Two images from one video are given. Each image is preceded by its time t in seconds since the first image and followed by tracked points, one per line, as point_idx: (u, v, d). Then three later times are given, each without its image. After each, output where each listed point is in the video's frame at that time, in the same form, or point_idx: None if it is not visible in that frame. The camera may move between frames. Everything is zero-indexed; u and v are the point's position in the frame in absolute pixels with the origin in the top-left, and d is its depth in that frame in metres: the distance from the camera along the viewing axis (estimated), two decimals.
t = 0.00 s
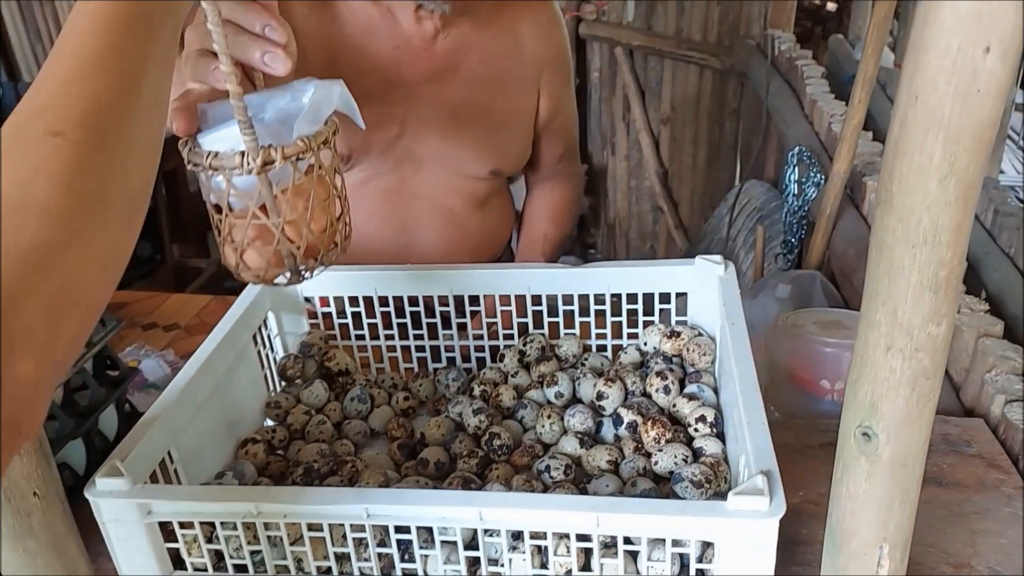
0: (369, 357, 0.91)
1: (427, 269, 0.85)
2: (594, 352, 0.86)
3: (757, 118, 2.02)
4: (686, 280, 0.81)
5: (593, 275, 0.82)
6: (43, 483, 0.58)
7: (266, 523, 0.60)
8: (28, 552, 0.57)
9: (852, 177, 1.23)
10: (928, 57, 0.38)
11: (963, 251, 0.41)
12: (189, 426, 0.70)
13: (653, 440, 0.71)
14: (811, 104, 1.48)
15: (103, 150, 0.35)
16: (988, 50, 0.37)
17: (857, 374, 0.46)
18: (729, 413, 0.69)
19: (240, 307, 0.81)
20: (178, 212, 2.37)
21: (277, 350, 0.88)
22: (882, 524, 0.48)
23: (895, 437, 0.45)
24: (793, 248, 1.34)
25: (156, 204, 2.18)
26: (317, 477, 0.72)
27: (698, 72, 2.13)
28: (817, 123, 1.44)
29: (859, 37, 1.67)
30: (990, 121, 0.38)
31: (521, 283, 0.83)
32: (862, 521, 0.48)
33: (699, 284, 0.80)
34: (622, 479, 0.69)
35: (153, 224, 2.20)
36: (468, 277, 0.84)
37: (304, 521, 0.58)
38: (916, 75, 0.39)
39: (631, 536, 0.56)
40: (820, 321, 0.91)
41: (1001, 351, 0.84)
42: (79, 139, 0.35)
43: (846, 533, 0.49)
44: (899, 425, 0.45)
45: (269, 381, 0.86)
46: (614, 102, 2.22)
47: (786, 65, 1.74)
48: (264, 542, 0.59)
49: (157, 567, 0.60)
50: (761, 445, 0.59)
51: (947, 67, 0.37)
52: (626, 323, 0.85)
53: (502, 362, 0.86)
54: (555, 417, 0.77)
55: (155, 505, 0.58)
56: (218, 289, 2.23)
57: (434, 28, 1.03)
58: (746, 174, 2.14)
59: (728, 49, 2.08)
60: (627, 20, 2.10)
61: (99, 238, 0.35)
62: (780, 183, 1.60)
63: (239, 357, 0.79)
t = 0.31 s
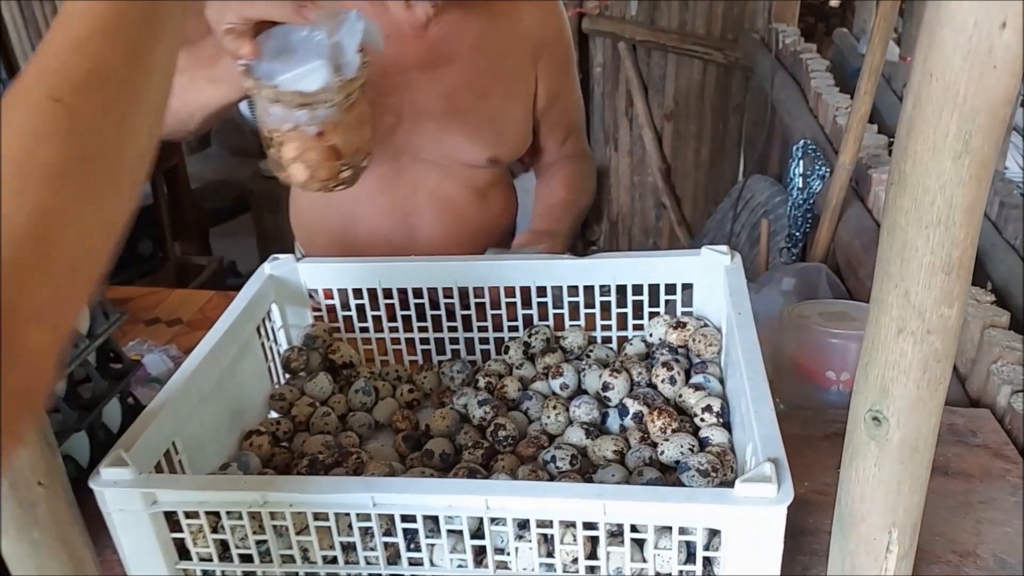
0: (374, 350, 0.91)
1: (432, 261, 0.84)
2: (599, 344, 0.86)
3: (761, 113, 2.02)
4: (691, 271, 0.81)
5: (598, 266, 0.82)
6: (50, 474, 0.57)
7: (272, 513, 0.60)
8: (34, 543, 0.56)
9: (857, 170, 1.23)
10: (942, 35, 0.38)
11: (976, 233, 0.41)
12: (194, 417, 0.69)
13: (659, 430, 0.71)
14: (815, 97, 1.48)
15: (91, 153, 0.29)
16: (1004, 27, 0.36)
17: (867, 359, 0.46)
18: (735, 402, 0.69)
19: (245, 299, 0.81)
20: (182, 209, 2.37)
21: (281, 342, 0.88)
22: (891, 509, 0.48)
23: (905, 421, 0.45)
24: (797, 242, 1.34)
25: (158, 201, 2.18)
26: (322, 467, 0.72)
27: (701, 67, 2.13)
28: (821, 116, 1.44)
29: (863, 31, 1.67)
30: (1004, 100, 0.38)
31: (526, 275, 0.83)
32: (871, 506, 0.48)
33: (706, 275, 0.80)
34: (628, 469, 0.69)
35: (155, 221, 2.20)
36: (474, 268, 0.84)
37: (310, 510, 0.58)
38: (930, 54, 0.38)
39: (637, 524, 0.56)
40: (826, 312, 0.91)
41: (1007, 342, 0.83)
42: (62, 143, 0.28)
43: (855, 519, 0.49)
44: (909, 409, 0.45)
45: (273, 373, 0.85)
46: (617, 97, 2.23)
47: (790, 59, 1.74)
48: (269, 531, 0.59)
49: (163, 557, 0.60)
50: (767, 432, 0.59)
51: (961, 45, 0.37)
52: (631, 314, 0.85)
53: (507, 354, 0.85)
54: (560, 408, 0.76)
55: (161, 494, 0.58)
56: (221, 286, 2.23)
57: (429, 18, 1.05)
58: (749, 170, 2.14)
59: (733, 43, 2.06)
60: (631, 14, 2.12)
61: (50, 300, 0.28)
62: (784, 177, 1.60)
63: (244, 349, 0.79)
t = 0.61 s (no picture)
0: (375, 346, 0.92)
1: (433, 258, 0.86)
2: (597, 340, 0.87)
3: (760, 109, 2.03)
4: (687, 267, 0.82)
5: (597, 263, 0.84)
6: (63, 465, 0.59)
7: (279, 504, 0.61)
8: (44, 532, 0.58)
9: (854, 166, 1.24)
10: (922, 41, 0.39)
11: (958, 231, 0.43)
12: (201, 411, 0.71)
13: (655, 423, 0.72)
14: (813, 94, 1.50)
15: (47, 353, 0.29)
16: (982, 34, 0.38)
17: (855, 353, 0.47)
18: (730, 396, 0.70)
19: (249, 296, 0.82)
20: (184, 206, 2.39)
21: (285, 338, 0.90)
22: (878, 499, 0.49)
23: (891, 413, 0.46)
24: (795, 238, 1.35)
25: (160, 199, 2.19)
26: (326, 461, 0.73)
27: (700, 63, 2.14)
28: (819, 113, 1.45)
29: (860, 27, 1.68)
30: (983, 104, 0.40)
31: (525, 271, 0.85)
32: (859, 497, 0.49)
33: (702, 271, 0.81)
34: (625, 462, 0.71)
35: (157, 218, 2.21)
36: (475, 265, 0.85)
37: (315, 501, 0.59)
38: (911, 60, 0.40)
39: (634, 514, 0.57)
40: (820, 308, 0.92)
41: (1000, 337, 0.85)
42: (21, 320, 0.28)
43: (844, 510, 0.50)
44: (895, 403, 0.46)
45: (278, 369, 0.87)
46: (618, 95, 2.23)
47: (788, 55, 1.75)
48: (275, 522, 0.60)
49: (172, 547, 0.62)
50: (761, 425, 0.60)
51: (942, 51, 0.39)
52: (628, 309, 0.86)
53: (506, 349, 0.87)
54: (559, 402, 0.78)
55: (170, 487, 0.60)
56: (223, 283, 2.25)
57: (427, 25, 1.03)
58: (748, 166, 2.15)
59: (730, 40, 2.08)
60: (631, 13, 2.13)
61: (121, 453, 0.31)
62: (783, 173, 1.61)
63: (249, 345, 0.80)
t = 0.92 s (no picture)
0: (369, 330, 0.92)
1: (426, 241, 0.86)
2: (590, 322, 0.87)
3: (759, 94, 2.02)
4: (680, 248, 0.82)
5: (590, 245, 0.83)
6: (55, 445, 0.59)
7: (269, 484, 0.62)
8: (38, 510, 0.59)
9: (851, 148, 1.24)
10: (904, 10, 0.39)
11: (943, 204, 0.42)
12: (194, 393, 0.71)
13: (646, 404, 0.72)
14: (812, 78, 1.49)
15: None
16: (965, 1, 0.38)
17: (840, 328, 0.47)
18: (721, 375, 0.70)
19: (242, 280, 0.82)
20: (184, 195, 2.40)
21: (280, 322, 0.90)
22: (865, 474, 0.49)
23: (877, 387, 0.46)
24: (794, 222, 1.34)
25: (160, 188, 2.20)
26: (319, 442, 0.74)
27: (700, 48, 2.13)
28: (818, 97, 1.44)
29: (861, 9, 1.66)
30: (968, 74, 0.39)
31: (518, 254, 0.85)
32: (846, 472, 0.49)
33: (694, 253, 0.81)
34: (616, 442, 0.71)
35: (157, 207, 2.22)
36: (468, 248, 0.85)
37: (305, 480, 0.60)
38: (894, 29, 0.39)
39: (621, 493, 0.58)
40: (816, 289, 0.92)
41: (996, 318, 0.83)
42: None
43: (831, 485, 0.50)
44: (880, 377, 0.46)
45: (272, 352, 0.87)
46: (614, 81, 2.26)
47: (788, 39, 1.74)
48: (266, 501, 0.61)
49: (165, 526, 0.62)
50: (750, 403, 0.60)
51: (924, 19, 0.38)
52: (622, 291, 0.86)
53: (499, 332, 0.87)
54: (550, 383, 0.78)
55: (161, 466, 0.60)
56: (224, 271, 2.26)
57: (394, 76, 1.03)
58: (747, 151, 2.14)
59: (729, 25, 2.07)
60: None
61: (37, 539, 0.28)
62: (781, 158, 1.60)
63: (243, 328, 0.81)
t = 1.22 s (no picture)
0: (395, 298, 0.93)
1: (453, 208, 0.86)
2: (617, 289, 0.86)
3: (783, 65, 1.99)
4: (709, 214, 0.82)
5: (618, 211, 0.83)
6: (93, 404, 0.60)
7: (302, 444, 0.62)
8: (77, 468, 0.60)
9: (881, 117, 1.22)
10: None
11: (986, 158, 0.42)
12: (226, 357, 0.72)
13: (675, 368, 0.72)
14: (840, 47, 1.47)
15: None
16: None
17: (877, 286, 0.47)
18: (752, 340, 0.70)
19: (270, 246, 0.83)
20: (206, 171, 2.41)
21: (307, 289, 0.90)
22: (900, 433, 0.49)
23: (914, 344, 0.46)
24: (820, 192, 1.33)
25: (182, 163, 2.21)
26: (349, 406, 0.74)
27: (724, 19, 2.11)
28: (846, 66, 1.42)
29: None
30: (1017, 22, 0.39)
31: (545, 221, 0.85)
32: (882, 430, 0.49)
33: (723, 219, 0.81)
34: (645, 405, 0.71)
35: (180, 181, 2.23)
36: (495, 215, 0.85)
37: (338, 440, 0.60)
38: None
39: (653, 454, 0.58)
40: (845, 257, 0.91)
41: None
42: None
43: (866, 443, 0.50)
44: (918, 334, 0.46)
45: (300, 319, 0.88)
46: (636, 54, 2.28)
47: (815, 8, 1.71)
48: (299, 461, 0.61)
49: (200, 486, 0.63)
50: (782, 365, 0.60)
51: None
52: (649, 259, 0.85)
53: (526, 299, 0.87)
54: (578, 348, 0.78)
55: (196, 426, 0.61)
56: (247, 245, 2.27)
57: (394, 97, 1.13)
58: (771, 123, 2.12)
59: None
60: None
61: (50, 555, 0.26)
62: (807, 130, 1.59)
63: (271, 294, 0.81)
